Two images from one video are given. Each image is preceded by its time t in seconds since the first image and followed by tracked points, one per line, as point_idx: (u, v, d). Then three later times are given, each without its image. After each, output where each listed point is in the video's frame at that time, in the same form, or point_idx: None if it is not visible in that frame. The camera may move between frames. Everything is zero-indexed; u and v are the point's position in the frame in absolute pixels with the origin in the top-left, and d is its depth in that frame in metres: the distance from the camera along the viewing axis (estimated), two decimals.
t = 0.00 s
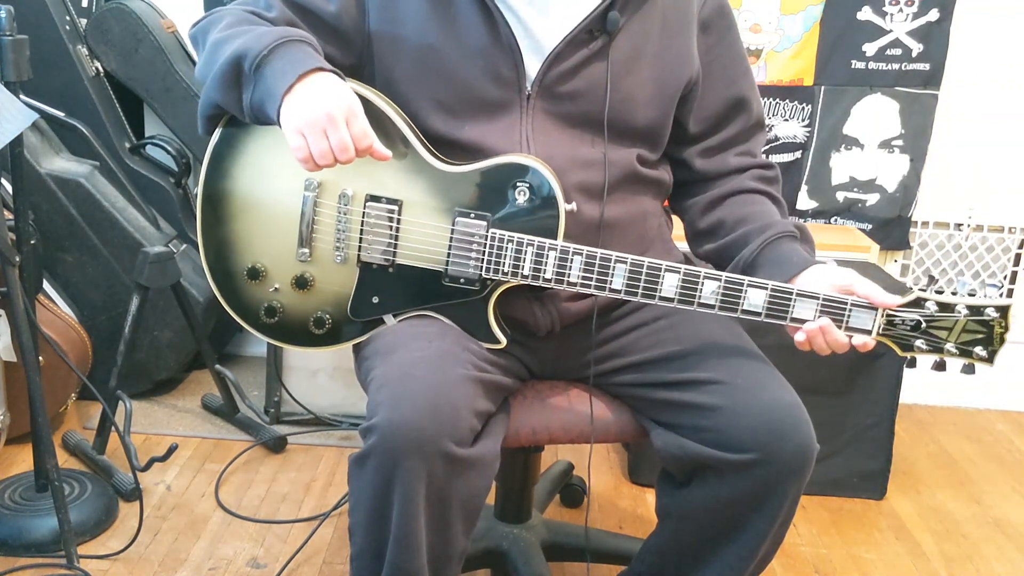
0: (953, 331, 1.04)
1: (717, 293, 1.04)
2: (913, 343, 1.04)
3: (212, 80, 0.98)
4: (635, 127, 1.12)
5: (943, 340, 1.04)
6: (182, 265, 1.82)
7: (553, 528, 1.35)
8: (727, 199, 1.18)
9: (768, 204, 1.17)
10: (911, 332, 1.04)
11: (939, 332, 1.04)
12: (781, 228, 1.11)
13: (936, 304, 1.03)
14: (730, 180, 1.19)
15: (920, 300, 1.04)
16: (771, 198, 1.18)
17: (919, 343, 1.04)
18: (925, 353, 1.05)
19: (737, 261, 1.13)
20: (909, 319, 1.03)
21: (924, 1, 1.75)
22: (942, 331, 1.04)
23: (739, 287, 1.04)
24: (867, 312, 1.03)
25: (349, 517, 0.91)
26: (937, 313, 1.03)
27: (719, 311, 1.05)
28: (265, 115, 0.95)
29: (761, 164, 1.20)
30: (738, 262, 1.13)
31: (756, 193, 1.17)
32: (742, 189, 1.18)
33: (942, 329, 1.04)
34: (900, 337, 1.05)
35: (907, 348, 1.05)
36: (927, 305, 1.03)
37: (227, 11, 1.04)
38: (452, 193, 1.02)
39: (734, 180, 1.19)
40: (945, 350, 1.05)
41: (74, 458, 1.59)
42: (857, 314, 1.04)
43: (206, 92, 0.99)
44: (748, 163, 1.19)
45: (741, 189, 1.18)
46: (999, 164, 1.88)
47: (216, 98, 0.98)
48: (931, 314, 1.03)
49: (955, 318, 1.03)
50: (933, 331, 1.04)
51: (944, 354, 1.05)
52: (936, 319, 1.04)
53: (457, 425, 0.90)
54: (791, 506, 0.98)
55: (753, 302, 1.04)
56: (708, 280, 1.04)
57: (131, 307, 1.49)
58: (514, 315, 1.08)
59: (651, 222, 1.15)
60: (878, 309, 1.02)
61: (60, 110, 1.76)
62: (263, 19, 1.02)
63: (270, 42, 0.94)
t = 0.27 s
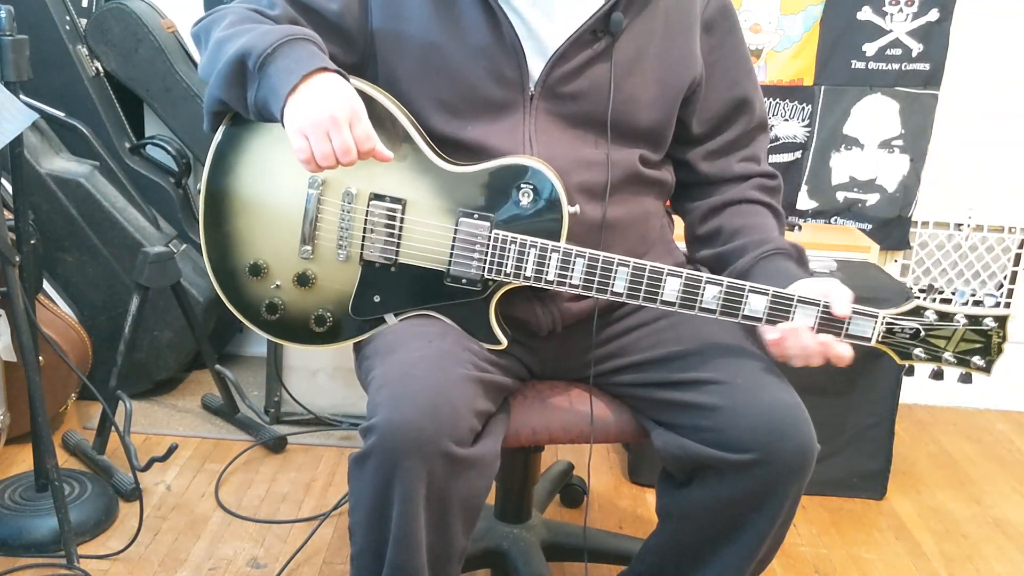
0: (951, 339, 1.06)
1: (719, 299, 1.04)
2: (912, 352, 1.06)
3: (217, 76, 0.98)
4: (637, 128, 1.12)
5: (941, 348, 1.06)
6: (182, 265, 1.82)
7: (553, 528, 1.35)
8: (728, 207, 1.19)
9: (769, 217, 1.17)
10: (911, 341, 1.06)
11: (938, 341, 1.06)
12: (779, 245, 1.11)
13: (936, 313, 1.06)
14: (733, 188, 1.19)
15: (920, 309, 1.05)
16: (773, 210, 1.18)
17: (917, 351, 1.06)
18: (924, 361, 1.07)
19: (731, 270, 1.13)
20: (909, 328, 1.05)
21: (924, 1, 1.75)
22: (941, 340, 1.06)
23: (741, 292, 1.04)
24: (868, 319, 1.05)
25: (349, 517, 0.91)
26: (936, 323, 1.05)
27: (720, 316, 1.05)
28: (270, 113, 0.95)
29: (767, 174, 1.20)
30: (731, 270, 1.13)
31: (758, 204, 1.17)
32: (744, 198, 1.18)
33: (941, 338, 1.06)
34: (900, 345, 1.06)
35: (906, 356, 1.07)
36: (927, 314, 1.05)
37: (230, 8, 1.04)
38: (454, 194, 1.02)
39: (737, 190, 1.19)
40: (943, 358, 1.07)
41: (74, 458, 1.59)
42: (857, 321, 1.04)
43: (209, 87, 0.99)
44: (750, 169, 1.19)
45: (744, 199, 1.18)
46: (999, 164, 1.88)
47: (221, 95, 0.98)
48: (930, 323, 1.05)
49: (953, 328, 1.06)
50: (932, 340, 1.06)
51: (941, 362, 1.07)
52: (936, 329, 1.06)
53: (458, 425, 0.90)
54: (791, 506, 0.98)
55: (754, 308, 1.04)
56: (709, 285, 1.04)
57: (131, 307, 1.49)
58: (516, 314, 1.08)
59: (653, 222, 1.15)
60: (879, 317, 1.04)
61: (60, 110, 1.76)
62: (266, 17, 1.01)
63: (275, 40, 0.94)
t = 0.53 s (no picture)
0: (952, 343, 1.07)
1: (719, 300, 1.04)
2: (914, 354, 1.07)
3: (219, 73, 0.98)
4: (637, 128, 1.12)
5: (942, 351, 1.07)
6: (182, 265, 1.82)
7: (553, 528, 1.35)
8: (714, 212, 1.19)
9: (755, 220, 1.16)
10: (911, 343, 1.06)
11: (939, 344, 1.07)
12: (751, 249, 1.10)
13: (936, 316, 1.06)
14: (721, 193, 1.19)
15: (921, 312, 1.06)
16: (761, 214, 1.18)
17: (919, 354, 1.07)
18: (925, 364, 1.07)
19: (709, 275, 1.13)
20: (910, 330, 1.06)
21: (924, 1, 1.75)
22: (942, 343, 1.07)
23: (741, 294, 1.04)
24: (869, 321, 1.05)
25: (349, 517, 0.91)
26: (937, 326, 1.06)
27: (720, 318, 1.05)
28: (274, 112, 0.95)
29: (757, 177, 1.19)
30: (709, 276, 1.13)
31: (744, 207, 1.17)
32: (730, 203, 1.18)
33: (942, 341, 1.07)
34: (901, 348, 1.07)
35: (907, 359, 1.07)
36: (928, 317, 1.06)
37: (232, 7, 1.04)
38: (455, 195, 1.02)
39: (723, 194, 1.19)
40: (944, 362, 1.07)
41: (74, 458, 1.59)
42: (858, 322, 1.05)
43: (212, 86, 0.99)
44: (749, 170, 1.19)
45: (729, 203, 1.18)
46: (999, 163, 1.88)
47: (224, 92, 0.98)
48: (931, 326, 1.06)
49: (954, 331, 1.06)
50: (933, 343, 1.07)
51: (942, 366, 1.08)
52: (936, 332, 1.06)
53: (457, 425, 0.90)
54: (791, 506, 0.98)
55: (754, 309, 1.04)
56: (709, 287, 1.04)
57: (131, 307, 1.49)
58: (516, 314, 1.08)
59: (653, 222, 1.15)
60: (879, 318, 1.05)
61: (60, 110, 1.76)
62: (267, 16, 1.01)
63: (279, 39, 0.94)
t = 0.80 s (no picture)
0: (952, 345, 1.07)
1: (718, 301, 1.04)
2: (913, 356, 1.07)
3: (218, 72, 0.98)
4: (636, 128, 1.12)
5: (942, 353, 1.07)
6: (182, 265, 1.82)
7: (553, 528, 1.35)
8: (712, 213, 1.19)
9: (755, 221, 1.16)
10: (911, 345, 1.06)
11: (939, 345, 1.07)
12: (750, 250, 1.10)
13: (936, 318, 1.06)
14: (721, 193, 1.19)
15: (921, 313, 1.06)
16: (761, 214, 1.18)
17: (918, 356, 1.07)
18: (925, 366, 1.07)
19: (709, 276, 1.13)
20: (910, 331, 1.06)
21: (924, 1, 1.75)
22: (942, 345, 1.07)
23: (740, 294, 1.04)
24: (868, 322, 1.05)
25: (349, 517, 0.91)
26: (937, 327, 1.06)
27: (719, 318, 1.05)
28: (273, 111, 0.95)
29: (757, 177, 1.19)
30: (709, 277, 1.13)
31: (744, 208, 1.17)
32: (730, 203, 1.18)
33: (942, 343, 1.07)
34: (900, 349, 1.07)
35: (906, 361, 1.07)
36: (928, 319, 1.06)
37: (232, 7, 1.04)
38: (454, 194, 1.02)
39: (721, 195, 1.19)
40: (943, 363, 1.07)
41: (74, 458, 1.59)
42: (857, 324, 1.05)
43: (211, 86, 0.99)
44: (749, 170, 1.19)
45: (727, 204, 1.18)
46: (999, 163, 1.88)
47: (222, 92, 0.98)
48: (930, 327, 1.06)
49: (954, 332, 1.06)
50: (932, 345, 1.07)
51: (942, 368, 1.08)
52: (936, 333, 1.06)
53: (457, 425, 0.90)
54: (791, 506, 0.98)
55: (753, 310, 1.04)
56: (709, 287, 1.04)
57: (131, 307, 1.49)
58: (515, 314, 1.08)
59: (652, 222, 1.15)
60: (879, 320, 1.04)
61: (60, 110, 1.76)
62: (267, 15, 1.01)
63: (277, 38, 0.94)
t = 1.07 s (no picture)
0: (952, 345, 1.07)
1: (719, 301, 1.04)
2: (914, 357, 1.07)
3: (219, 72, 0.98)
4: (637, 129, 1.12)
5: (942, 353, 1.07)
6: (182, 265, 1.82)
7: (553, 528, 1.35)
8: (712, 214, 1.19)
9: (755, 222, 1.17)
10: (911, 345, 1.06)
11: (939, 346, 1.07)
12: (750, 251, 1.10)
13: (936, 318, 1.06)
14: (722, 194, 1.19)
15: (921, 314, 1.06)
16: (762, 216, 1.18)
17: (918, 356, 1.07)
18: (925, 366, 1.07)
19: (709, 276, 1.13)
20: (910, 332, 1.06)
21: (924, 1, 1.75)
22: (942, 345, 1.07)
23: (740, 295, 1.04)
24: (869, 323, 1.05)
25: (349, 517, 0.91)
26: (937, 327, 1.06)
27: (720, 319, 1.05)
28: (272, 112, 0.95)
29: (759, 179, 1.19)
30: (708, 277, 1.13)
31: (744, 209, 1.17)
32: (731, 204, 1.18)
33: (942, 344, 1.07)
34: (901, 350, 1.07)
35: (907, 361, 1.07)
36: (928, 319, 1.06)
37: (234, 7, 1.04)
38: (455, 195, 1.02)
39: (722, 196, 1.19)
40: (943, 364, 1.07)
41: (75, 458, 1.59)
42: (858, 324, 1.05)
43: (212, 85, 0.99)
44: (749, 171, 1.19)
45: (727, 206, 1.18)
46: (1000, 163, 1.88)
47: (223, 91, 0.98)
48: (931, 328, 1.06)
49: (954, 333, 1.06)
50: (933, 345, 1.07)
51: (942, 368, 1.08)
52: (936, 333, 1.06)
53: (457, 425, 0.90)
54: (791, 506, 0.98)
55: (753, 311, 1.04)
56: (709, 287, 1.04)
57: (131, 307, 1.49)
58: (515, 314, 1.08)
59: (653, 223, 1.15)
60: (879, 321, 1.04)
61: (60, 110, 1.76)
62: (268, 16, 1.01)
63: (278, 38, 0.94)
